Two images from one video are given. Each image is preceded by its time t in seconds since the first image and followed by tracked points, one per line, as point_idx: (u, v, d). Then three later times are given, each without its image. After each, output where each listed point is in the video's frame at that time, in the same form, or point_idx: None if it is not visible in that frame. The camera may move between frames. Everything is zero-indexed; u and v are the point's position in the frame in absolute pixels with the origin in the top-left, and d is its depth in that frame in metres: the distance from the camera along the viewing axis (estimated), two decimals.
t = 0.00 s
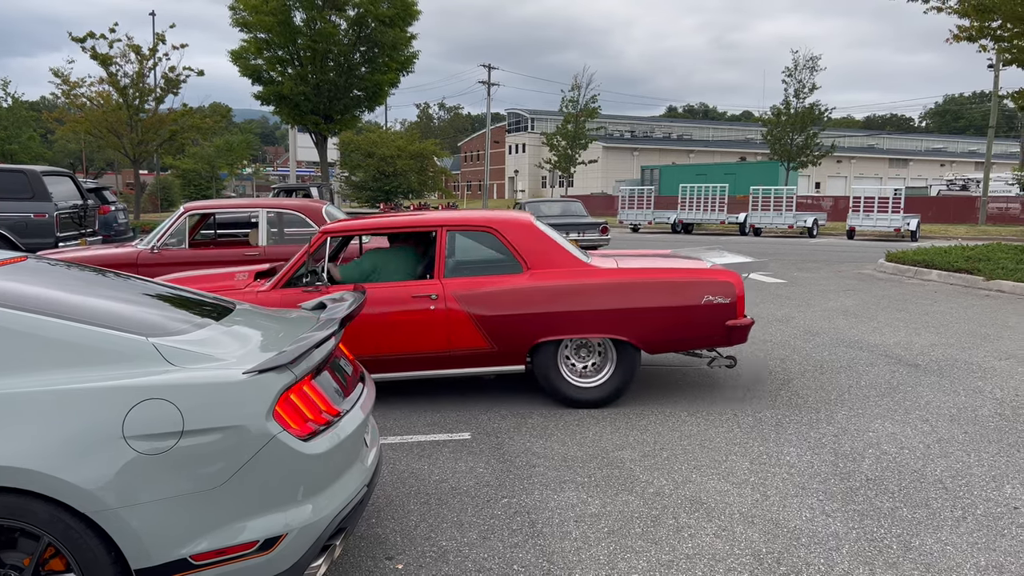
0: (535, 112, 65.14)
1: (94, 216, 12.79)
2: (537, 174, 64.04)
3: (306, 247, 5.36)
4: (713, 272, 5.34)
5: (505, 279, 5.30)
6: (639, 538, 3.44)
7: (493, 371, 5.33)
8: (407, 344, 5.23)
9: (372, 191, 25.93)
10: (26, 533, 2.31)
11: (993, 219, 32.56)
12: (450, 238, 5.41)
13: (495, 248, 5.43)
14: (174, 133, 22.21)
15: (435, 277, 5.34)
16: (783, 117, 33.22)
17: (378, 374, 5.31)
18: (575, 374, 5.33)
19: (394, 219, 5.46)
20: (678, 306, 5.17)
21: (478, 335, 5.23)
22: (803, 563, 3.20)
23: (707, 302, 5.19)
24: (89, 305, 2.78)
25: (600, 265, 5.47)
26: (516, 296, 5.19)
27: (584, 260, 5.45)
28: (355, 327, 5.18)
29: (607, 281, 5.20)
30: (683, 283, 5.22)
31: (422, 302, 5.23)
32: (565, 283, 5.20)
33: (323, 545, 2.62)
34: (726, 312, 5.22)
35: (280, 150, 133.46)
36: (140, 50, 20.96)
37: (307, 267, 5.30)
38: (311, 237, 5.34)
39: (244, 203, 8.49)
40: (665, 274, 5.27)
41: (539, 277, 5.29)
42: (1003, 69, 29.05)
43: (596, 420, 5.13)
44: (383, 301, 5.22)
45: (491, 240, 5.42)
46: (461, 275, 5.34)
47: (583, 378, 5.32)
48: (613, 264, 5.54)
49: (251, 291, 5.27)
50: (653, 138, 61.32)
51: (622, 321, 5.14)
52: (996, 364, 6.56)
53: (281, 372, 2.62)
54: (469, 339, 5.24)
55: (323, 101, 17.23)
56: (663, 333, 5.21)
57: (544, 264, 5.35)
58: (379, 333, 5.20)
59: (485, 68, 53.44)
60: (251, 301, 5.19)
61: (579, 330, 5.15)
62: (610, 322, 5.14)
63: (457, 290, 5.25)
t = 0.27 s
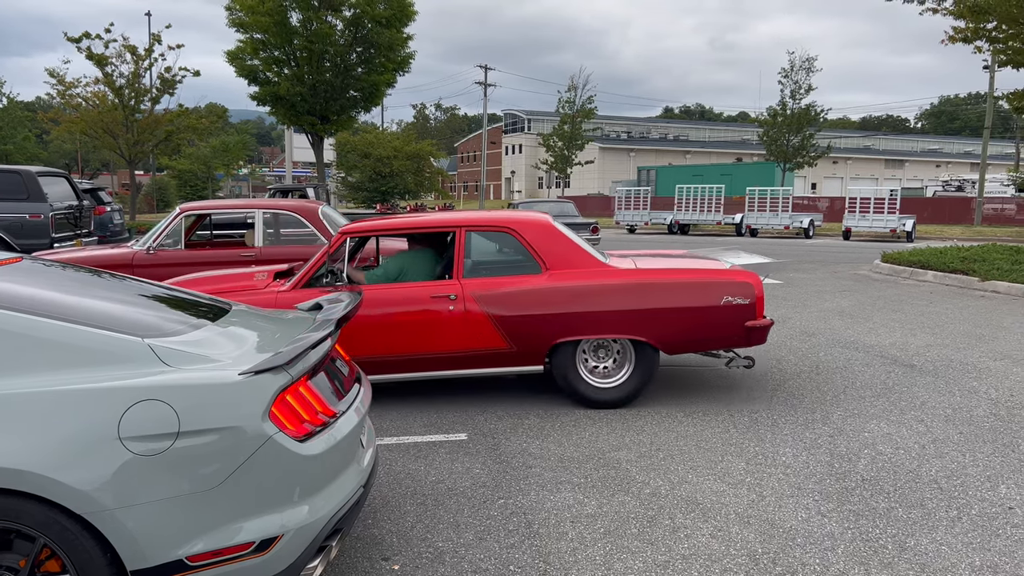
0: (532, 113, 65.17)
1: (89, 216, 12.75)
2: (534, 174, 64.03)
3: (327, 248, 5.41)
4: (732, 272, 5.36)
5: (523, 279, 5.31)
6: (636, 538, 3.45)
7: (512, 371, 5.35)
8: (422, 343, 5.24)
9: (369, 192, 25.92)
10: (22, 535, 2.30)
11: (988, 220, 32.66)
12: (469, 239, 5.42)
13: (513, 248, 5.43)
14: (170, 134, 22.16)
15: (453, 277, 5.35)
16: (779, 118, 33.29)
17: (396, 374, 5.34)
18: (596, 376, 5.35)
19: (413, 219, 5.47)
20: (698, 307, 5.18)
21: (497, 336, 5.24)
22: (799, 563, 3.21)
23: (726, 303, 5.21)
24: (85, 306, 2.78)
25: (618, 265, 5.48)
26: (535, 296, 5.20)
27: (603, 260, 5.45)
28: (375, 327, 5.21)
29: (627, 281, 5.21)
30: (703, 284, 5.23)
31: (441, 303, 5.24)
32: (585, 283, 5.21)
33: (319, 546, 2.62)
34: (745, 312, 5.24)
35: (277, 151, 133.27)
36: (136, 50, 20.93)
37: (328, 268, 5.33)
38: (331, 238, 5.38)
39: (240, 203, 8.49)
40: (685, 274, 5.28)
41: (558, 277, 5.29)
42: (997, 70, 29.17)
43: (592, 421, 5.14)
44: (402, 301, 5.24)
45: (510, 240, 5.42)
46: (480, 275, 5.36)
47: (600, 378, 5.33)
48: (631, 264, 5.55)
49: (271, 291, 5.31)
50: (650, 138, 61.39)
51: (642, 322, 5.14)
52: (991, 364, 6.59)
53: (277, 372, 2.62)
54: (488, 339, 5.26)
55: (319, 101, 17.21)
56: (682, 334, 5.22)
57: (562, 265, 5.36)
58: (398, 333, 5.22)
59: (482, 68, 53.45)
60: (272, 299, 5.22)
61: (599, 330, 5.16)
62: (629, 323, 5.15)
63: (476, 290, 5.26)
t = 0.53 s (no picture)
0: (529, 113, 65.21)
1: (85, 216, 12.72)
2: (530, 174, 64.02)
3: (346, 247, 5.44)
4: (751, 272, 5.37)
5: (542, 278, 5.33)
6: (631, 537, 3.45)
7: (531, 371, 5.37)
8: (432, 341, 5.26)
9: (365, 192, 25.89)
10: (17, 535, 2.29)
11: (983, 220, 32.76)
12: (488, 238, 5.44)
13: (531, 248, 5.45)
14: (166, 133, 22.12)
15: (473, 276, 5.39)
16: (775, 118, 33.34)
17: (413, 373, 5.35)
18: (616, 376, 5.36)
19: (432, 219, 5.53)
20: (716, 306, 5.19)
21: (515, 335, 5.26)
22: (793, 562, 3.21)
23: (745, 303, 5.22)
24: (80, 306, 2.78)
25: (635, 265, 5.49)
26: (553, 296, 5.21)
27: (621, 259, 5.47)
28: (394, 326, 5.23)
29: (645, 281, 5.22)
30: (722, 284, 5.24)
31: (460, 302, 5.26)
32: (603, 283, 5.22)
33: (314, 546, 2.62)
34: (763, 312, 5.25)
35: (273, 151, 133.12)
36: (132, 50, 20.90)
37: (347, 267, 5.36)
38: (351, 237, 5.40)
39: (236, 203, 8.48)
40: (703, 274, 5.30)
41: (575, 277, 5.31)
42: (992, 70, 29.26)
43: (588, 421, 5.14)
44: (421, 300, 5.26)
45: (528, 240, 5.44)
46: (498, 275, 5.38)
47: (620, 378, 5.34)
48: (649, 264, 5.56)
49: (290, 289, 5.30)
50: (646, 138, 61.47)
51: (660, 321, 5.15)
52: (985, 364, 6.62)
53: (272, 372, 2.62)
54: (506, 339, 5.27)
55: (315, 101, 17.19)
56: (700, 334, 5.22)
57: (581, 264, 5.38)
58: (417, 331, 5.24)
59: (478, 69, 53.46)
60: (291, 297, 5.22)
61: (617, 330, 5.17)
62: (648, 322, 5.15)
63: (494, 290, 5.28)
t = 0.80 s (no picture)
0: (526, 114, 65.24)
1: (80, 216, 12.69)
2: (527, 175, 64.01)
3: (364, 246, 5.46)
4: (769, 272, 5.38)
5: (560, 278, 5.36)
6: (626, 537, 3.46)
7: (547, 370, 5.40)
8: (436, 341, 5.27)
9: (362, 192, 25.88)
10: (11, 535, 2.29)
11: (979, 220, 32.85)
12: (506, 237, 5.47)
13: (549, 248, 5.48)
14: (162, 133, 22.08)
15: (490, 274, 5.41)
16: (772, 119, 33.40)
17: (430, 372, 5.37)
18: (636, 374, 5.37)
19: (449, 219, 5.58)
20: (735, 306, 5.21)
21: (533, 334, 5.28)
22: (789, 562, 3.22)
23: (763, 303, 5.24)
24: (74, 305, 2.77)
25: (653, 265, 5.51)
26: (572, 295, 5.24)
27: (639, 259, 5.49)
28: (412, 324, 5.26)
29: (663, 280, 5.24)
30: (740, 283, 5.26)
31: (478, 301, 5.29)
32: (621, 282, 5.24)
33: (310, 545, 2.62)
34: (782, 312, 5.26)
35: (270, 151, 132.95)
36: (128, 50, 20.86)
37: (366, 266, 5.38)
38: (369, 236, 5.43)
39: (232, 203, 8.47)
40: (722, 273, 5.32)
41: (593, 277, 5.34)
42: (988, 71, 29.35)
43: (585, 421, 5.14)
44: (439, 299, 5.29)
45: (546, 239, 5.47)
46: (515, 274, 5.41)
47: (639, 377, 5.36)
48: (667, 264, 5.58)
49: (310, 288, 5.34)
50: (642, 139, 61.55)
51: (679, 320, 5.17)
52: (980, 364, 6.64)
53: (267, 372, 2.62)
54: (525, 338, 5.29)
55: (312, 102, 17.17)
56: (719, 333, 5.23)
57: (598, 264, 5.40)
58: (434, 330, 5.27)
59: (475, 69, 53.48)
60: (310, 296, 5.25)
61: (635, 329, 5.19)
62: (666, 321, 5.17)
63: (512, 289, 5.31)
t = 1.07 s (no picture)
0: (523, 114, 65.25)
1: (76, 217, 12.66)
2: (524, 175, 64.01)
3: (382, 247, 5.49)
4: (786, 272, 5.38)
5: (577, 278, 5.37)
6: (622, 537, 3.46)
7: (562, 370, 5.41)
8: (443, 342, 5.28)
9: (358, 192, 25.88)
10: (4, 537, 2.28)
11: (975, 221, 32.94)
12: (523, 237, 5.49)
13: (566, 248, 5.49)
14: (158, 134, 22.05)
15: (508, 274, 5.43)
16: (768, 119, 33.46)
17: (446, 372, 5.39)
18: (655, 375, 5.38)
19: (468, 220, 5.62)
20: (753, 306, 5.21)
21: (551, 334, 5.29)
22: (784, 562, 3.23)
23: (781, 303, 5.24)
24: (69, 306, 2.77)
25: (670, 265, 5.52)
26: (589, 295, 5.25)
27: (655, 259, 5.50)
28: (429, 324, 5.27)
29: (680, 280, 5.25)
30: (758, 284, 5.26)
31: (495, 302, 5.30)
32: (638, 282, 5.25)
33: (305, 546, 2.62)
34: (800, 312, 5.26)
35: (267, 151, 132.78)
36: (124, 50, 20.82)
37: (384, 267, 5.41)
38: (388, 237, 5.47)
39: (229, 204, 8.46)
40: (740, 273, 5.32)
41: (611, 276, 5.35)
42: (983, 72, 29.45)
43: (580, 422, 5.14)
44: (457, 299, 5.31)
45: (563, 239, 5.48)
46: (532, 275, 5.42)
47: (659, 377, 5.37)
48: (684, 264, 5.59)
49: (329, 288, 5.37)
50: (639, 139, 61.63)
51: (696, 320, 5.17)
52: (975, 364, 6.67)
53: (263, 373, 2.61)
54: (542, 338, 5.31)
55: (308, 102, 17.16)
56: (737, 333, 5.24)
57: (615, 264, 5.41)
58: (452, 330, 5.28)
59: (471, 70, 53.47)
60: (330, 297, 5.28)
61: (653, 330, 5.19)
62: (683, 321, 5.17)
63: (530, 290, 5.33)
